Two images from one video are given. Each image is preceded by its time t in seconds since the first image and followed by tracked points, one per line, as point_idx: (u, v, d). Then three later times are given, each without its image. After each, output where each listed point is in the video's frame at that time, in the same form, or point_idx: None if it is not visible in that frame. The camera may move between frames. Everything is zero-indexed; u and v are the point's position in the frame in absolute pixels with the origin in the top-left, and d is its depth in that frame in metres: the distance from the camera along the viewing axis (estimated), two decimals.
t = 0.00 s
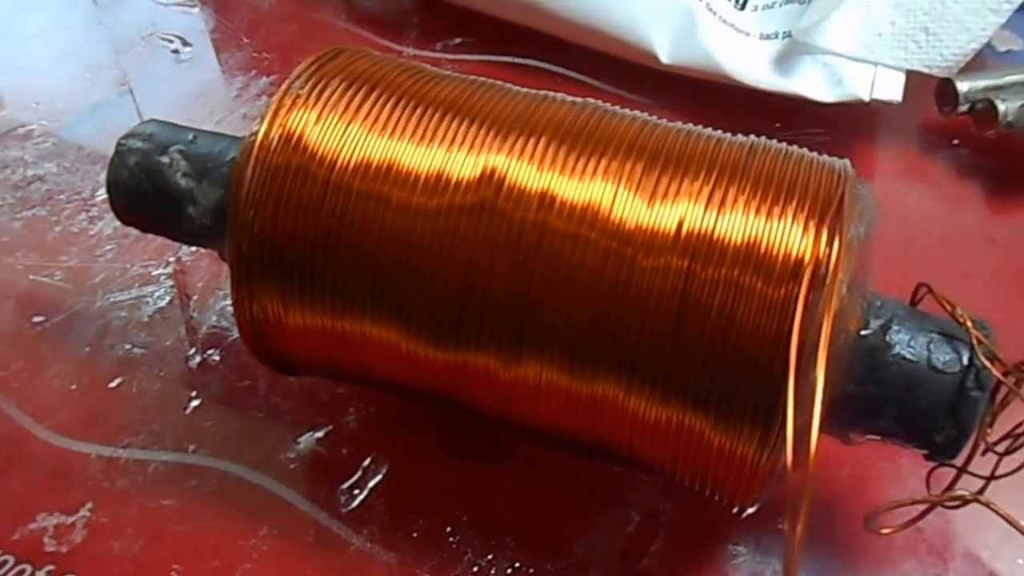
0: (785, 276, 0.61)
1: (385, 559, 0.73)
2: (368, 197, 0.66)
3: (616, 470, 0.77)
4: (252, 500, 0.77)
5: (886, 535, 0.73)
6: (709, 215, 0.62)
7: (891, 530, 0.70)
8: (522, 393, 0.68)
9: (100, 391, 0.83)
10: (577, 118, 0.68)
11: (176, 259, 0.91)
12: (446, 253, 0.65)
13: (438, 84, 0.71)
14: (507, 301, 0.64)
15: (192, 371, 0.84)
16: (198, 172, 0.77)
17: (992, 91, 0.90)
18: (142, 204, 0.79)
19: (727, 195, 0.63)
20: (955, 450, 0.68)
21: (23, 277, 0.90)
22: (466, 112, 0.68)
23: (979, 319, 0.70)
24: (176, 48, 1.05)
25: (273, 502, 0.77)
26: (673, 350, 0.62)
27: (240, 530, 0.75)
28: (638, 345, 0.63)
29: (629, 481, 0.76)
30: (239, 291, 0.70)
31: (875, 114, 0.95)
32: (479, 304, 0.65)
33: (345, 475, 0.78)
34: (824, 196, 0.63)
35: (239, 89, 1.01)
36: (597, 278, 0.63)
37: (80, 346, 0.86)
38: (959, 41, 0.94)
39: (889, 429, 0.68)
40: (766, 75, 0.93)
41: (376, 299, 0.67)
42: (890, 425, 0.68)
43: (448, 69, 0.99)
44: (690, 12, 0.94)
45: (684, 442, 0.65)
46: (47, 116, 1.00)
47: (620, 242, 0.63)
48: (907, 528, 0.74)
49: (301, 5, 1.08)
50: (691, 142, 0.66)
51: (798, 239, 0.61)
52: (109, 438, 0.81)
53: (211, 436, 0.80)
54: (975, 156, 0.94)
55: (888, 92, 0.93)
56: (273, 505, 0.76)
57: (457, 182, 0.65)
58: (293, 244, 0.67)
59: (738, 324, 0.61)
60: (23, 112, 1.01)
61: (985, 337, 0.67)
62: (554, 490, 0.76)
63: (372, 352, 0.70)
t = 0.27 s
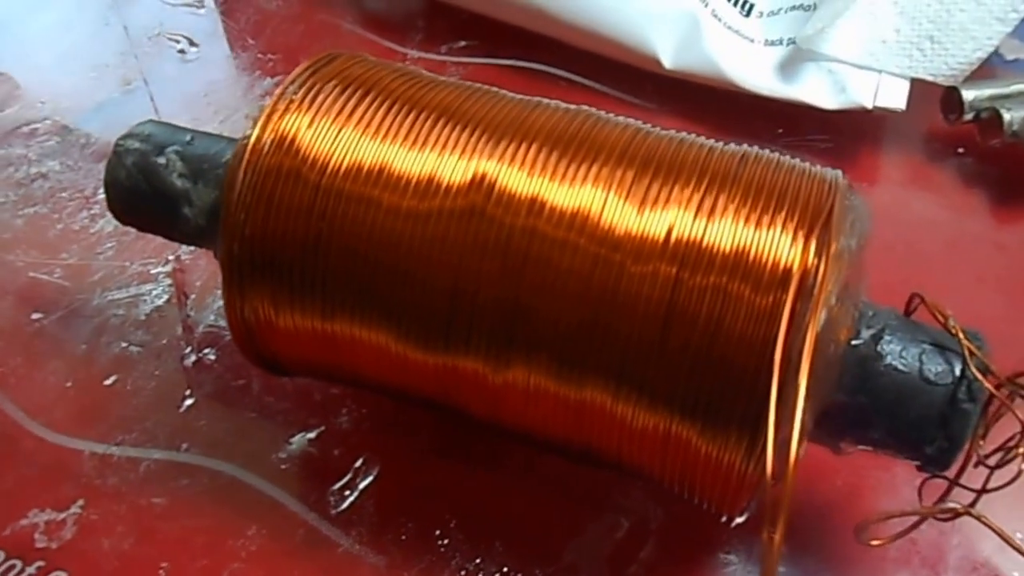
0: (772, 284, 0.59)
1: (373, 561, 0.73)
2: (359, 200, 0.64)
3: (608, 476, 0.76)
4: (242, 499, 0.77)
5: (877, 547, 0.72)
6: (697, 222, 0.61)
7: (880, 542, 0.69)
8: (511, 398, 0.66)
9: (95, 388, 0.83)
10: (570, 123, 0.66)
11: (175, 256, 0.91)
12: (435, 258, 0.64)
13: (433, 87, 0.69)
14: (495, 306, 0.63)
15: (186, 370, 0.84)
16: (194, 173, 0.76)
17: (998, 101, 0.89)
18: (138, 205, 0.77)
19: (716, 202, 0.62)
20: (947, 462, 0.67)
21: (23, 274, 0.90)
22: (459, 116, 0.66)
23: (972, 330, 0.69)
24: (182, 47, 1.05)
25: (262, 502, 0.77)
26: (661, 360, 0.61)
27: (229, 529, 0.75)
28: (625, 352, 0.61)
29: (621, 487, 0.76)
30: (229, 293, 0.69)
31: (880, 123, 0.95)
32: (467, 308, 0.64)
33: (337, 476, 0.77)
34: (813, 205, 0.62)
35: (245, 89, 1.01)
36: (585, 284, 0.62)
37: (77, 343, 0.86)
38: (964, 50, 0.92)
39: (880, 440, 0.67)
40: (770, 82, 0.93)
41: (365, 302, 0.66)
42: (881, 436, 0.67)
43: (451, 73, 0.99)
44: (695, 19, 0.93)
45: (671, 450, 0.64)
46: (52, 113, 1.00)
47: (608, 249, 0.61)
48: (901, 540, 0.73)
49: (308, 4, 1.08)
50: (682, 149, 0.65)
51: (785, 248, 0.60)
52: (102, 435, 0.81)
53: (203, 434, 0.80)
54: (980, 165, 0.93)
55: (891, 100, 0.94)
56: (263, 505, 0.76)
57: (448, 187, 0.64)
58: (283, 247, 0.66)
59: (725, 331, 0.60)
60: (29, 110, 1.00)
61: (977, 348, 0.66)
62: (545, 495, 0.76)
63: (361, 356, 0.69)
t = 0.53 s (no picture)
0: (770, 289, 0.58)
1: (363, 561, 0.73)
2: (356, 199, 0.64)
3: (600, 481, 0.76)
4: (234, 497, 0.77)
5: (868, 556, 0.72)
6: (697, 226, 0.60)
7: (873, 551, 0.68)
8: (504, 400, 0.66)
9: (91, 385, 0.83)
10: (570, 126, 0.65)
11: (172, 255, 0.90)
12: (431, 258, 0.63)
13: (434, 89, 0.68)
14: (490, 307, 0.62)
15: (181, 368, 0.84)
16: (194, 171, 0.74)
17: (1000, 108, 0.89)
18: (137, 203, 0.75)
19: (717, 207, 0.61)
20: (943, 471, 0.65)
21: (22, 271, 0.89)
22: (458, 117, 0.66)
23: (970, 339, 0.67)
24: (185, 48, 1.04)
25: (254, 501, 0.76)
26: (657, 364, 0.60)
27: (220, 526, 0.75)
28: (620, 355, 0.60)
29: (611, 492, 0.76)
30: (226, 292, 0.68)
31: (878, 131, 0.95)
32: (462, 309, 0.63)
33: (329, 475, 0.77)
34: (814, 212, 0.61)
35: (246, 88, 1.01)
36: (582, 287, 0.61)
37: (74, 340, 0.85)
38: (967, 57, 0.94)
39: (875, 448, 0.65)
40: (771, 87, 0.93)
41: (360, 302, 0.65)
42: (876, 444, 0.65)
43: (450, 75, 0.99)
44: (697, 22, 0.93)
45: (665, 455, 0.63)
46: (55, 112, 0.99)
47: (606, 252, 0.60)
48: (893, 550, 0.73)
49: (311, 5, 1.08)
50: (683, 154, 0.64)
51: (784, 253, 0.59)
52: (97, 432, 0.80)
53: (196, 432, 0.80)
54: (981, 171, 0.93)
55: (894, 105, 0.93)
56: (255, 503, 0.76)
57: (446, 188, 0.63)
58: (280, 245, 0.65)
59: (721, 336, 0.59)
60: (33, 107, 0.99)
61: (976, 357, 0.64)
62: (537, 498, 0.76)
63: (356, 355, 0.68)
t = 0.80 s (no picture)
0: (766, 291, 0.58)
1: (355, 561, 0.73)
2: (352, 196, 0.63)
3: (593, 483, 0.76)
4: (228, 494, 0.76)
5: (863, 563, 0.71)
6: (693, 227, 0.60)
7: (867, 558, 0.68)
8: (495, 400, 0.65)
9: (87, 381, 0.82)
10: (567, 125, 0.65)
11: (171, 253, 0.89)
12: (425, 256, 0.62)
13: (432, 86, 0.68)
14: (484, 307, 0.62)
15: (178, 365, 0.83)
16: (192, 167, 0.73)
17: (1002, 113, 0.89)
18: (135, 199, 0.74)
19: (714, 207, 0.60)
20: (940, 477, 0.64)
21: (22, 267, 0.88)
22: (455, 115, 0.65)
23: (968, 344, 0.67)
24: (187, 47, 1.03)
25: (248, 498, 0.76)
26: (651, 366, 0.59)
27: (213, 523, 0.75)
28: (614, 356, 0.60)
29: (605, 495, 0.76)
30: (220, 289, 0.68)
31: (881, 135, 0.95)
32: (455, 308, 0.62)
33: (323, 473, 0.77)
34: (812, 211, 0.60)
35: (247, 86, 1.00)
36: (577, 285, 0.60)
37: (71, 336, 0.84)
38: (970, 60, 0.92)
39: (870, 453, 0.64)
40: (770, 89, 0.93)
41: (353, 300, 0.64)
42: (872, 450, 0.64)
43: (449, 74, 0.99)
44: (696, 25, 0.93)
45: (658, 459, 0.62)
46: (56, 110, 0.98)
47: (602, 251, 0.60)
48: (886, 557, 0.73)
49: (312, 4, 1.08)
50: (681, 154, 0.63)
51: (781, 254, 0.58)
52: (93, 428, 0.79)
53: (191, 428, 0.79)
54: (982, 177, 0.93)
55: (894, 110, 0.93)
56: (248, 500, 0.76)
57: (441, 186, 0.63)
58: (275, 242, 0.65)
59: (716, 337, 0.58)
60: (35, 105, 0.98)
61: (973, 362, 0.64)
62: (531, 499, 0.76)
63: (349, 355, 0.68)
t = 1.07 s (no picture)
0: (758, 289, 0.58)
1: (349, 558, 0.73)
2: (344, 191, 0.64)
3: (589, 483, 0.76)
4: (223, 490, 0.76)
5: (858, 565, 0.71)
6: (683, 223, 0.60)
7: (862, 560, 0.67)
8: (488, 397, 0.65)
9: (85, 376, 0.82)
10: (559, 120, 0.65)
11: (171, 250, 0.89)
12: (418, 252, 0.63)
13: (424, 81, 0.68)
14: (476, 303, 0.62)
15: (175, 361, 0.82)
16: (188, 163, 0.73)
17: (1006, 116, 0.89)
18: (132, 194, 0.74)
19: (704, 203, 0.60)
20: (937, 479, 0.64)
21: (23, 262, 0.88)
22: (447, 110, 0.66)
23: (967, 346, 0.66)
24: (189, 46, 1.03)
25: (243, 494, 0.76)
26: (640, 366, 0.60)
27: (208, 519, 0.75)
28: (604, 353, 0.60)
29: (601, 494, 0.75)
30: (214, 283, 0.68)
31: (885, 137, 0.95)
32: (447, 304, 0.63)
33: (319, 470, 0.77)
34: (805, 207, 0.60)
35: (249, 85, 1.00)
36: (568, 281, 0.61)
37: (70, 331, 0.84)
38: (973, 62, 0.93)
39: (867, 454, 0.64)
40: (771, 90, 0.93)
41: (347, 295, 0.65)
42: (868, 451, 0.64)
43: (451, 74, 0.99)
44: (697, 24, 0.93)
45: (650, 458, 0.62)
46: (59, 107, 0.98)
47: (592, 248, 0.60)
48: (885, 559, 0.72)
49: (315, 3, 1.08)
50: (673, 149, 0.63)
51: (774, 252, 0.58)
52: (89, 423, 0.79)
53: (187, 425, 0.79)
54: (986, 181, 0.93)
55: (897, 111, 0.93)
56: (243, 497, 0.76)
57: (433, 180, 0.63)
58: (268, 236, 0.65)
59: (708, 334, 0.58)
60: (37, 103, 0.98)
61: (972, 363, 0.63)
62: (527, 499, 0.75)
63: (343, 351, 0.68)
